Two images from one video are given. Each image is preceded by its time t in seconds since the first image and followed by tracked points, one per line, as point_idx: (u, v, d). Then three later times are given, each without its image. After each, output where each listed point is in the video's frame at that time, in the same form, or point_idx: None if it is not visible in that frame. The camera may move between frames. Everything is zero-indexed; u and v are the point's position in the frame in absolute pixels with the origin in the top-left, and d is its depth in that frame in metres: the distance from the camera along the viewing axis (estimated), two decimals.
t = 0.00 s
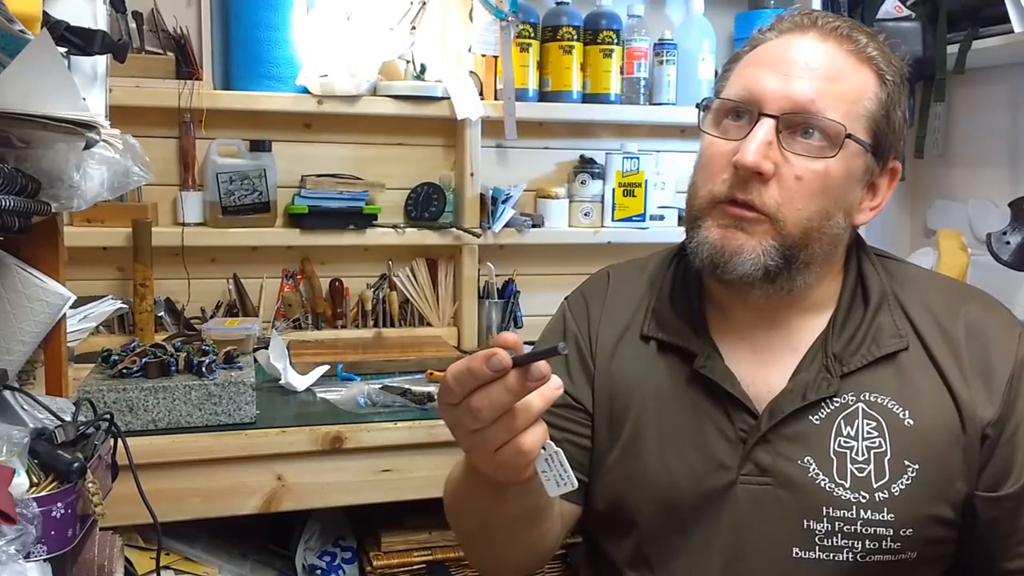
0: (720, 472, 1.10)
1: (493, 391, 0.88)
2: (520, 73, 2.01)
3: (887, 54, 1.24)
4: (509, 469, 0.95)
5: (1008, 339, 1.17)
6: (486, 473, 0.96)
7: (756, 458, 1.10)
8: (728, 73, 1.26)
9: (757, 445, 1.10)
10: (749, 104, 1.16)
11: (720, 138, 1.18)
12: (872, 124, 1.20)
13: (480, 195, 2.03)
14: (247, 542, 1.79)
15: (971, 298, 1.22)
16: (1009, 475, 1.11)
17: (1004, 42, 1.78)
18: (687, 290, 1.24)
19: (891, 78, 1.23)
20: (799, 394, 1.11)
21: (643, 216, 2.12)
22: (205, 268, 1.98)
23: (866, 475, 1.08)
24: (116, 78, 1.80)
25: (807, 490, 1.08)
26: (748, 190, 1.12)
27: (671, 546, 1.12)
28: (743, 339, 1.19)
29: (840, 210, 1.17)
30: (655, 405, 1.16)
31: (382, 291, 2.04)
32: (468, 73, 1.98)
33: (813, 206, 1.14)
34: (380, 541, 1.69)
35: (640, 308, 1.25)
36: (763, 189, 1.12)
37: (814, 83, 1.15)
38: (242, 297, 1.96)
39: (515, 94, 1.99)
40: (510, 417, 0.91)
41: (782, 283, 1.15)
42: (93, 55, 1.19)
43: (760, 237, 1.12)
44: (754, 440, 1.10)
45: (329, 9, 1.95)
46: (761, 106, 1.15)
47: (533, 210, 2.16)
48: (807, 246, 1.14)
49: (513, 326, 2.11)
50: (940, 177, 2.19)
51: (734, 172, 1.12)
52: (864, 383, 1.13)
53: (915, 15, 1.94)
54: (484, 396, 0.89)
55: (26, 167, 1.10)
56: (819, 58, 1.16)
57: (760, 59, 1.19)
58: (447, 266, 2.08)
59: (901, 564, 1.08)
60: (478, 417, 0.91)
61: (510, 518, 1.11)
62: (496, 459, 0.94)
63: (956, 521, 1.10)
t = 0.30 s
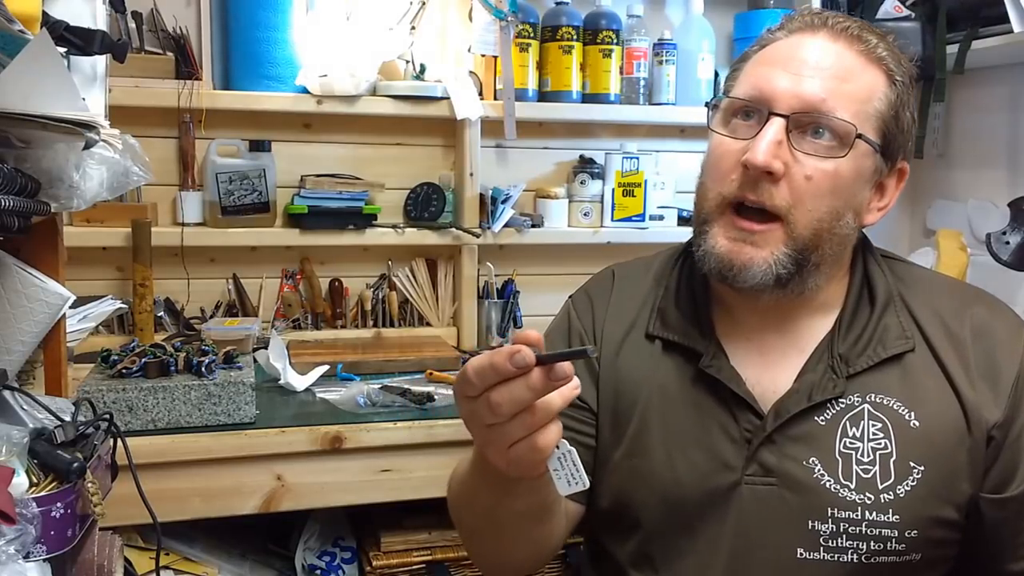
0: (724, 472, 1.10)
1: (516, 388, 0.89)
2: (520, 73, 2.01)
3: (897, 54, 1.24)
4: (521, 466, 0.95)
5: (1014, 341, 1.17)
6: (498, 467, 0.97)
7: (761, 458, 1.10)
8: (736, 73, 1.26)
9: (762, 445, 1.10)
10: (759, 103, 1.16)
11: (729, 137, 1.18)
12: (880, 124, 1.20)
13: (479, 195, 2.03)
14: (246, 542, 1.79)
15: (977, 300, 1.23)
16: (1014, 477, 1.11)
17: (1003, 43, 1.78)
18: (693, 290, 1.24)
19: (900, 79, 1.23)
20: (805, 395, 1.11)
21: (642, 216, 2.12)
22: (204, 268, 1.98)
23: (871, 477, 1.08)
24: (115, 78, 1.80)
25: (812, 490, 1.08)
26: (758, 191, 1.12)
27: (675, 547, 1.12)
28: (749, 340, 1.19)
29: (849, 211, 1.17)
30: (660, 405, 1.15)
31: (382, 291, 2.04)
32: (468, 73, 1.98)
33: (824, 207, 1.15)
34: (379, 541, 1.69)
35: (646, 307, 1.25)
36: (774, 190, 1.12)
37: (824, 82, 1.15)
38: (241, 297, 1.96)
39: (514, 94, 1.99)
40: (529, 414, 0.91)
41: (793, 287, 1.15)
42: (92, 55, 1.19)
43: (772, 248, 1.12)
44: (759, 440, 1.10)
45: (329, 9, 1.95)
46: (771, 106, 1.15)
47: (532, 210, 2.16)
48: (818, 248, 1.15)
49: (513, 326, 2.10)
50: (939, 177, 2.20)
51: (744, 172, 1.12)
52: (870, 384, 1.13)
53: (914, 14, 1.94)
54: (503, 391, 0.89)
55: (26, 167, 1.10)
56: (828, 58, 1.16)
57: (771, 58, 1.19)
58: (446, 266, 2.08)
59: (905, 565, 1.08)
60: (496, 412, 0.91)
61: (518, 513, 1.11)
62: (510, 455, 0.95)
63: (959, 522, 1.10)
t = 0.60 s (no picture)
0: (725, 475, 1.10)
1: (529, 360, 0.88)
2: (519, 73, 2.01)
3: (898, 53, 1.24)
4: (528, 440, 0.96)
5: (1016, 343, 1.17)
6: (503, 441, 0.97)
7: (761, 461, 1.10)
8: (737, 73, 1.26)
9: (762, 448, 1.10)
10: (761, 105, 1.16)
11: (730, 137, 1.18)
12: (883, 125, 1.20)
13: (479, 195, 2.03)
14: (246, 542, 1.80)
15: (979, 301, 1.23)
16: (1015, 479, 1.11)
17: (1003, 43, 1.78)
18: (693, 290, 1.24)
19: (903, 79, 1.23)
20: (805, 398, 1.11)
21: (641, 216, 2.12)
22: (204, 268, 1.98)
23: (872, 480, 1.08)
24: (115, 78, 1.80)
25: (813, 493, 1.08)
26: (761, 192, 1.11)
27: (676, 550, 1.12)
28: (750, 341, 1.19)
29: (851, 211, 1.17)
30: (660, 406, 1.16)
31: (381, 290, 2.05)
32: (468, 73, 1.98)
33: (828, 207, 1.15)
34: (379, 541, 1.69)
35: (646, 308, 1.25)
36: (778, 190, 1.11)
37: (826, 83, 1.16)
38: (241, 296, 1.96)
39: (514, 94, 1.99)
40: (539, 387, 0.91)
41: (793, 284, 1.15)
42: (92, 55, 1.19)
43: (774, 241, 1.12)
44: (759, 442, 1.10)
45: (329, 9, 1.95)
46: (774, 108, 1.15)
47: (532, 210, 2.16)
48: (821, 247, 1.15)
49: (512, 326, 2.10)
50: (938, 176, 2.20)
51: (746, 174, 1.12)
52: (871, 386, 1.13)
53: (913, 14, 1.93)
54: (516, 365, 0.89)
55: (25, 167, 1.10)
56: (830, 58, 1.16)
57: (773, 59, 1.19)
58: (446, 266, 2.08)
59: (906, 568, 1.08)
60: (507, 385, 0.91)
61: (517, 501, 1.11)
62: (517, 428, 0.95)
63: (960, 525, 1.10)
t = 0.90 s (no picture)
0: (724, 480, 1.10)
1: (521, 350, 0.88)
2: (519, 73, 2.01)
3: (897, 53, 1.24)
4: (521, 436, 0.96)
5: (1016, 345, 1.17)
6: (497, 438, 0.97)
7: (760, 466, 1.10)
8: (735, 73, 1.26)
9: (761, 453, 1.10)
10: (759, 105, 1.16)
11: (727, 138, 1.18)
12: (882, 125, 1.20)
13: (478, 195, 2.03)
14: (246, 542, 1.80)
15: (978, 303, 1.23)
16: (1016, 483, 1.11)
17: (1002, 43, 1.78)
18: (691, 292, 1.24)
19: (902, 79, 1.23)
20: (804, 402, 1.11)
21: (641, 216, 2.12)
22: (204, 268, 1.98)
23: (871, 485, 1.08)
24: (114, 79, 1.80)
25: (812, 499, 1.08)
26: (758, 193, 1.12)
27: (675, 554, 1.12)
28: (748, 344, 1.19)
29: (850, 213, 1.18)
30: (658, 411, 1.16)
31: (381, 290, 2.05)
32: (468, 73, 1.98)
33: (826, 207, 1.15)
34: (378, 541, 1.69)
35: (644, 311, 1.25)
36: (775, 192, 1.12)
37: (825, 83, 1.16)
38: (240, 296, 1.96)
39: (514, 94, 1.99)
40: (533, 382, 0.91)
41: (789, 284, 1.15)
42: (91, 55, 1.19)
43: (770, 240, 1.12)
44: (758, 447, 1.10)
45: (328, 9, 1.95)
46: (771, 108, 1.15)
47: (531, 210, 2.16)
48: (817, 249, 1.14)
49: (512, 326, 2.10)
50: (938, 176, 2.20)
51: (744, 174, 1.12)
52: (870, 391, 1.13)
53: (913, 14, 1.94)
54: (509, 359, 0.89)
55: (25, 166, 1.10)
56: (829, 58, 1.16)
57: (771, 58, 1.19)
58: (446, 266, 2.08)
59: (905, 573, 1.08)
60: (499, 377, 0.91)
61: (512, 503, 1.11)
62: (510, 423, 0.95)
63: (960, 529, 1.11)
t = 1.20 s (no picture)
0: (721, 484, 1.10)
1: (511, 380, 0.89)
2: (519, 73, 2.00)
3: (893, 53, 1.24)
4: (513, 464, 0.96)
5: (1013, 345, 1.17)
6: (490, 464, 0.97)
7: (757, 470, 1.10)
8: (731, 73, 1.26)
9: (758, 457, 1.10)
10: (754, 106, 1.16)
11: (722, 140, 1.18)
12: (879, 126, 1.20)
13: (478, 195, 2.03)
14: (245, 542, 1.80)
15: (975, 304, 1.23)
16: (1015, 485, 1.11)
17: (1001, 43, 1.78)
18: (686, 295, 1.24)
19: (899, 79, 1.23)
20: (801, 405, 1.11)
21: (641, 216, 2.12)
22: (203, 268, 1.98)
23: (869, 490, 1.08)
24: (114, 78, 1.80)
25: (810, 503, 1.08)
26: (753, 197, 1.12)
27: (674, 557, 1.12)
28: (744, 348, 1.20)
29: (846, 215, 1.18)
30: (654, 414, 1.16)
31: (381, 290, 2.05)
32: (468, 73, 1.98)
33: (822, 211, 1.15)
34: (378, 541, 1.69)
35: (640, 314, 1.25)
36: (770, 196, 1.12)
37: (821, 83, 1.16)
38: (240, 296, 1.96)
39: (514, 94, 1.99)
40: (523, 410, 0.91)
41: (787, 291, 1.15)
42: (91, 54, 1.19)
43: (768, 252, 1.13)
44: (755, 452, 1.10)
45: (328, 9, 1.95)
46: (766, 108, 1.15)
47: (531, 210, 2.16)
48: (813, 254, 1.15)
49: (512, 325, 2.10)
50: (938, 176, 2.20)
51: (739, 178, 1.12)
52: (866, 394, 1.13)
53: (913, 14, 1.95)
54: (499, 387, 0.89)
55: (25, 166, 1.10)
56: (825, 58, 1.16)
57: (766, 59, 1.19)
58: (445, 266, 2.08)
59: None
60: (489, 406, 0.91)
61: (508, 520, 1.11)
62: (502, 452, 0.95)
63: (958, 532, 1.11)
